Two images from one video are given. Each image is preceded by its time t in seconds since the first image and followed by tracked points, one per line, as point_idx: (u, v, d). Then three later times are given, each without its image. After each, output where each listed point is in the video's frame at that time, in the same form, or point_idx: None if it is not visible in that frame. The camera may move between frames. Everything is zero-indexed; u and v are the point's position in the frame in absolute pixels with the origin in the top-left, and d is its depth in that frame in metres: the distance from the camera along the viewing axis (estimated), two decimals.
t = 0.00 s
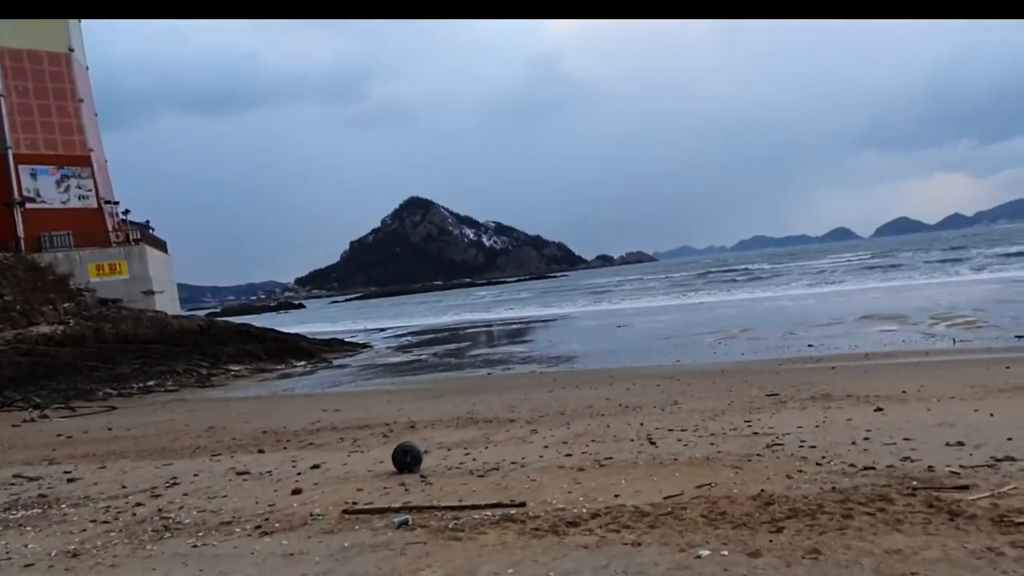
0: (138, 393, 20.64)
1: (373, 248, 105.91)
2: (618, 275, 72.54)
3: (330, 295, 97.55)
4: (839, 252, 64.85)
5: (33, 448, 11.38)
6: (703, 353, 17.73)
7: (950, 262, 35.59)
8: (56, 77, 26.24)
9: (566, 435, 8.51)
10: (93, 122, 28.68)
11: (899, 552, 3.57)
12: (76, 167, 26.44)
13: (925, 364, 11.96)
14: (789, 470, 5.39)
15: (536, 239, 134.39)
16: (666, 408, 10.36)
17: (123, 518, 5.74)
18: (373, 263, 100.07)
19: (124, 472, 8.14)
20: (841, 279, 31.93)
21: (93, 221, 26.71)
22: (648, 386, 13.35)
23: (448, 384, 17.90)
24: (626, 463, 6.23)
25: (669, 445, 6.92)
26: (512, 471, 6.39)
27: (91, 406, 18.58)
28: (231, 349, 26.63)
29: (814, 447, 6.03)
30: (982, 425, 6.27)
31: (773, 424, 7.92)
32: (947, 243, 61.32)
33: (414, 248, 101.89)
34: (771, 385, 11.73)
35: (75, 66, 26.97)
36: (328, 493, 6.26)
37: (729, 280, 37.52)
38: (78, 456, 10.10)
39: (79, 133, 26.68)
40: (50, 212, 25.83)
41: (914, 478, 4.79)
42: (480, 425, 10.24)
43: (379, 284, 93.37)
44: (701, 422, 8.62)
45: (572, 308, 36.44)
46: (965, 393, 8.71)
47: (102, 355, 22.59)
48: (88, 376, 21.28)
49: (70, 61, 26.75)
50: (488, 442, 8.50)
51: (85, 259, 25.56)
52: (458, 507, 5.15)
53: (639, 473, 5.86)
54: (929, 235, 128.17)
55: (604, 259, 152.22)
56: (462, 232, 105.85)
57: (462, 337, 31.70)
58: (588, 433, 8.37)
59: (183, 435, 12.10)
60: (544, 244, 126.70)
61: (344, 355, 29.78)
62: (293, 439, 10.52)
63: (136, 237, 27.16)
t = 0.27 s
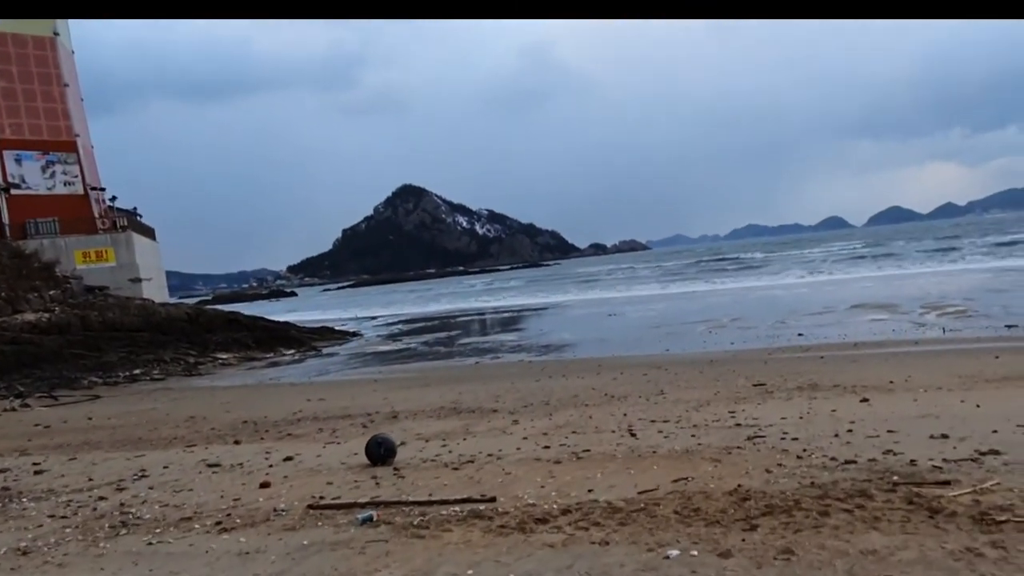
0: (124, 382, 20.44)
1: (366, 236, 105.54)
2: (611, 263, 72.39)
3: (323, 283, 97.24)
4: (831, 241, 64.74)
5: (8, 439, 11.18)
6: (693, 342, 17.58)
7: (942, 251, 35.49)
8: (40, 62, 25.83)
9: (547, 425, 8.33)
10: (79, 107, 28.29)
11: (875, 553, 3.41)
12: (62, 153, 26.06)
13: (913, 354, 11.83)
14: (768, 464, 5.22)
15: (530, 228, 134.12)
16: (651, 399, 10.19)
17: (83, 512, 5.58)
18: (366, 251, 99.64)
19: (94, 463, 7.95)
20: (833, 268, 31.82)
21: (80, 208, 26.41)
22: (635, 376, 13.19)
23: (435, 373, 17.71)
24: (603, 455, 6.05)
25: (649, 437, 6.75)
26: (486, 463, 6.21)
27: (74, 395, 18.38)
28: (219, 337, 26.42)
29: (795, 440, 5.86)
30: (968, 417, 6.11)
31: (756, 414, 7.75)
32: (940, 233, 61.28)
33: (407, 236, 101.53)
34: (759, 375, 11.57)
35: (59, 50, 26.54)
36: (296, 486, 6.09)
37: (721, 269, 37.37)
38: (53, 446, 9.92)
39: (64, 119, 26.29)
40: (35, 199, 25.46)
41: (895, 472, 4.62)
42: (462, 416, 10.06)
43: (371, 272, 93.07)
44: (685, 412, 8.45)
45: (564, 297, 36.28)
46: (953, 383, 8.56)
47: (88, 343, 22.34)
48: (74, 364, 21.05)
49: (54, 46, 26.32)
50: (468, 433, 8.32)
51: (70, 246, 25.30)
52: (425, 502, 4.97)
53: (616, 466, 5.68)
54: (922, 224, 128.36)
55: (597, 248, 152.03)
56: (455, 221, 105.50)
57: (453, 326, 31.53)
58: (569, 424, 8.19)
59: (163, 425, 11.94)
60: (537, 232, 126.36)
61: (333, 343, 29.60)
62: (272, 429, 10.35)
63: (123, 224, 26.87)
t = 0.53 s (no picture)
0: (101, 377, 20.12)
1: (352, 230, 104.96)
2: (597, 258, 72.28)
3: (308, 277, 96.63)
4: (817, 237, 64.92)
5: None
6: (677, 338, 17.47)
7: (927, 246, 35.59)
8: (17, 51, 25.34)
9: (525, 424, 8.17)
10: (57, 98, 27.81)
11: (851, 564, 3.28)
12: (39, 144, 25.50)
13: (896, 350, 11.76)
14: (746, 467, 5.08)
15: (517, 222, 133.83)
16: (632, 396, 10.05)
17: (38, 516, 5.39)
18: (352, 245, 99.06)
19: (58, 463, 7.74)
20: (819, 263, 31.83)
21: (58, 200, 25.89)
22: (618, 372, 13.06)
23: (417, 369, 17.53)
24: (578, 456, 5.90)
25: (626, 437, 6.60)
26: (459, 465, 6.05)
27: (50, 390, 18.06)
28: (200, 331, 26.10)
29: (775, 441, 5.72)
30: (950, 416, 5.99)
31: (737, 413, 7.61)
32: (925, 228, 61.54)
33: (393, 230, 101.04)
34: (741, 371, 11.47)
35: (36, 39, 26.05)
36: (262, 489, 5.92)
37: (706, 264, 37.34)
38: (20, 445, 9.68)
39: (42, 109, 25.79)
40: (13, 191, 24.79)
41: (874, 476, 4.49)
42: (440, 414, 9.89)
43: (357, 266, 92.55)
44: (665, 411, 8.31)
45: (550, 291, 36.13)
46: (935, 381, 8.47)
47: (66, 338, 21.92)
48: (51, 359, 20.69)
49: (31, 35, 25.83)
50: (444, 431, 8.15)
51: (49, 239, 24.75)
52: (392, 507, 4.81)
53: (590, 467, 5.52)
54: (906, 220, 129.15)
55: (584, 242, 151.95)
56: (441, 215, 105.09)
57: (438, 320, 31.34)
58: (547, 423, 8.03)
59: (136, 423, 11.70)
60: (524, 227, 126.10)
61: (316, 338, 29.33)
62: (246, 428, 10.14)
63: (102, 217, 26.45)
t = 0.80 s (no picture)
0: (68, 373, 19.64)
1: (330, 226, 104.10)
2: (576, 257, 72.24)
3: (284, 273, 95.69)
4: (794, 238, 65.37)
5: None
6: (653, 338, 17.38)
7: (902, 248, 35.88)
8: None
9: (495, 424, 7.99)
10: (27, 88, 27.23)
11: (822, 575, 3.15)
12: (7, 134, 24.82)
13: (870, 352, 11.72)
14: (717, 470, 4.94)
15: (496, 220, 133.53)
16: (605, 396, 9.91)
17: None
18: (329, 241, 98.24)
19: (9, 462, 7.45)
20: (796, 264, 31.97)
21: (26, 192, 25.13)
22: (593, 372, 12.92)
23: (390, 367, 17.28)
24: (548, 459, 5.74)
25: (597, 439, 6.44)
26: (425, 467, 5.85)
27: (13, 386, 17.57)
28: (172, 327, 25.62)
29: (747, 443, 5.60)
30: (924, 419, 5.91)
31: (710, 414, 7.49)
32: (900, 231, 62.18)
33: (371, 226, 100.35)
34: (716, 372, 11.39)
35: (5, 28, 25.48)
36: (218, 491, 5.70)
37: (683, 265, 37.40)
38: None
39: (10, 99, 25.25)
40: None
41: (848, 481, 4.37)
42: (410, 413, 9.68)
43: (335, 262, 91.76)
44: (638, 412, 8.18)
45: (527, 290, 35.97)
46: (910, 382, 8.41)
47: (33, 333, 21.41)
48: (16, 354, 20.16)
49: None
50: (412, 431, 7.95)
51: (17, 232, 24.22)
52: (350, 511, 4.62)
53: (558, 470, 5.36)
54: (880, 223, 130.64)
55: (563, 241, 152.00)
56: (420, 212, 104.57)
57: (414, 318, 31.05)
58: (517, 424, 7.87)
59: (97, 420, 11.36)
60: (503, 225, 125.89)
61: (291, 334, 28.94)
62: (210, 426, 9.87)
63: (73, 209, 25.79)
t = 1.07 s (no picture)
0: (28, 377, 19.08)
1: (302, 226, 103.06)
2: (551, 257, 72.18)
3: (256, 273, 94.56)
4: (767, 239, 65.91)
5: None
6: (625, 338, 17.28)
7: (872, 249, 36.24)
8: None
9: (461, 429, 7.79)
10: None
11: None
12: None
13: (841, 352, 11.68)
14: (683, 477, 4.79)
15: (471, 220, 133.14)
16: (575, 399, 9.75)
17: None
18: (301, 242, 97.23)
19: None
20: (768, 265, 32.15)
21: None
22: (564, 374, 12.76)
23: (360, 369, 16.99)
24: (511, 465, 5.56)
25: (563, 444, 6.27)
26: (385, 474, 5.64)
27: None
28: (138, 329, 25.07)
29: (715, 449, 5.47)
30: (893, 422, 5.82)
31: (679, 417, 7.36)
32: (870, 232, 62.93)
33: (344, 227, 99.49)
34: (687, 373, 11.29)
35: None
36: (166, 502, 5.45)
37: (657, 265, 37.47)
38: None
39: None
40: None
41: (816, 488, 4.24)
42: (375, 417, 9.44)
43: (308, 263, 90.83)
44: (606, 415, 8.03)
45: (502, 290, 35.78)
46: (879, 384, 8.36)
47: None
48: None
49: None
50: (376, 436, 7.73)
51: None
52: (301, 524, 4.41)
53: (521, 478, 5.18)
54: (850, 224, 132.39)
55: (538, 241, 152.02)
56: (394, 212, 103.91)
57: (386, 319, 30.71)
58: (483, 428, 7.68)
59: (53, 426, 10.98)
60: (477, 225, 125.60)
61: (261, 336, 28.46)
62: (169, 432, 9.55)
63: (36, 209, 25.14)
